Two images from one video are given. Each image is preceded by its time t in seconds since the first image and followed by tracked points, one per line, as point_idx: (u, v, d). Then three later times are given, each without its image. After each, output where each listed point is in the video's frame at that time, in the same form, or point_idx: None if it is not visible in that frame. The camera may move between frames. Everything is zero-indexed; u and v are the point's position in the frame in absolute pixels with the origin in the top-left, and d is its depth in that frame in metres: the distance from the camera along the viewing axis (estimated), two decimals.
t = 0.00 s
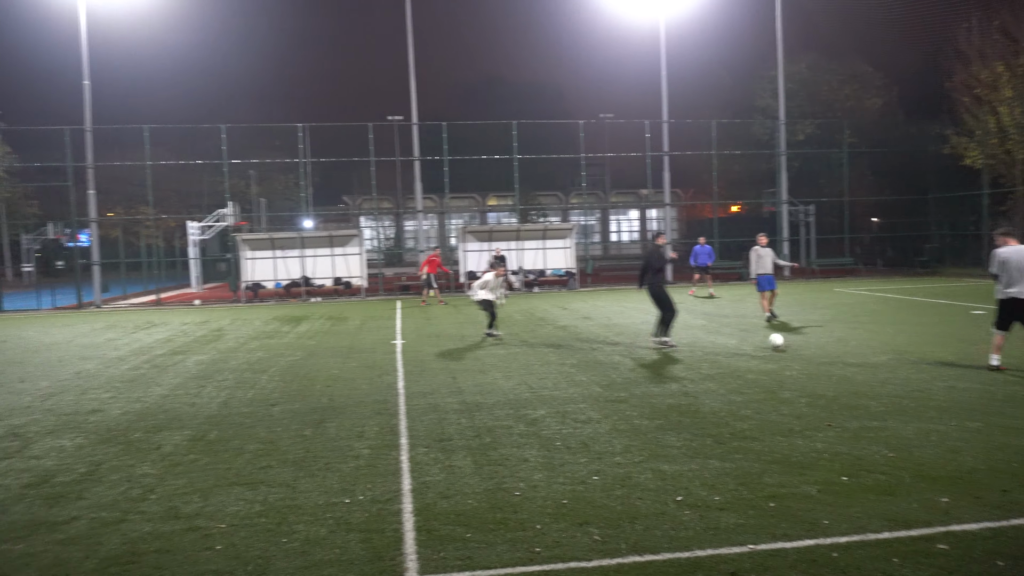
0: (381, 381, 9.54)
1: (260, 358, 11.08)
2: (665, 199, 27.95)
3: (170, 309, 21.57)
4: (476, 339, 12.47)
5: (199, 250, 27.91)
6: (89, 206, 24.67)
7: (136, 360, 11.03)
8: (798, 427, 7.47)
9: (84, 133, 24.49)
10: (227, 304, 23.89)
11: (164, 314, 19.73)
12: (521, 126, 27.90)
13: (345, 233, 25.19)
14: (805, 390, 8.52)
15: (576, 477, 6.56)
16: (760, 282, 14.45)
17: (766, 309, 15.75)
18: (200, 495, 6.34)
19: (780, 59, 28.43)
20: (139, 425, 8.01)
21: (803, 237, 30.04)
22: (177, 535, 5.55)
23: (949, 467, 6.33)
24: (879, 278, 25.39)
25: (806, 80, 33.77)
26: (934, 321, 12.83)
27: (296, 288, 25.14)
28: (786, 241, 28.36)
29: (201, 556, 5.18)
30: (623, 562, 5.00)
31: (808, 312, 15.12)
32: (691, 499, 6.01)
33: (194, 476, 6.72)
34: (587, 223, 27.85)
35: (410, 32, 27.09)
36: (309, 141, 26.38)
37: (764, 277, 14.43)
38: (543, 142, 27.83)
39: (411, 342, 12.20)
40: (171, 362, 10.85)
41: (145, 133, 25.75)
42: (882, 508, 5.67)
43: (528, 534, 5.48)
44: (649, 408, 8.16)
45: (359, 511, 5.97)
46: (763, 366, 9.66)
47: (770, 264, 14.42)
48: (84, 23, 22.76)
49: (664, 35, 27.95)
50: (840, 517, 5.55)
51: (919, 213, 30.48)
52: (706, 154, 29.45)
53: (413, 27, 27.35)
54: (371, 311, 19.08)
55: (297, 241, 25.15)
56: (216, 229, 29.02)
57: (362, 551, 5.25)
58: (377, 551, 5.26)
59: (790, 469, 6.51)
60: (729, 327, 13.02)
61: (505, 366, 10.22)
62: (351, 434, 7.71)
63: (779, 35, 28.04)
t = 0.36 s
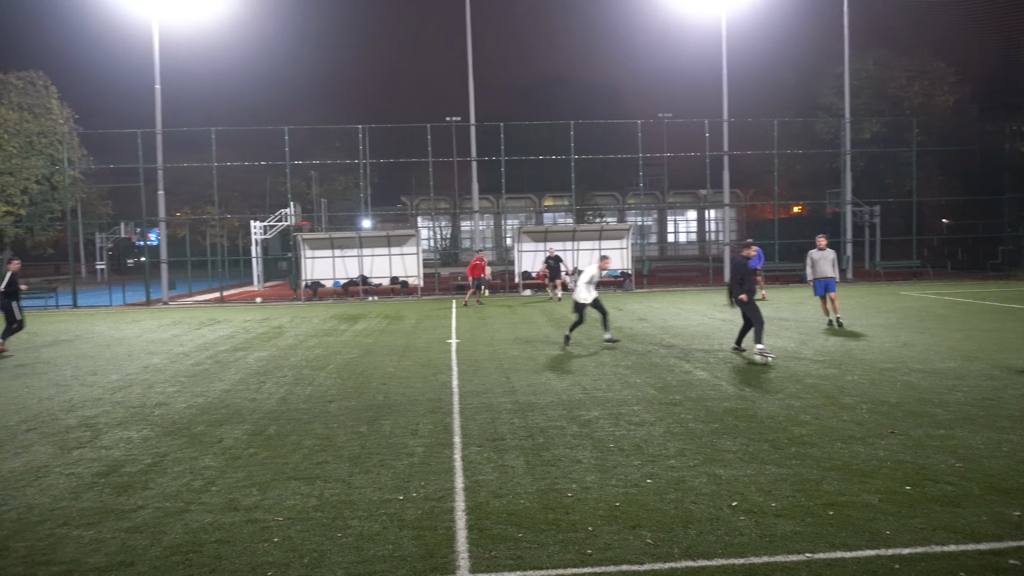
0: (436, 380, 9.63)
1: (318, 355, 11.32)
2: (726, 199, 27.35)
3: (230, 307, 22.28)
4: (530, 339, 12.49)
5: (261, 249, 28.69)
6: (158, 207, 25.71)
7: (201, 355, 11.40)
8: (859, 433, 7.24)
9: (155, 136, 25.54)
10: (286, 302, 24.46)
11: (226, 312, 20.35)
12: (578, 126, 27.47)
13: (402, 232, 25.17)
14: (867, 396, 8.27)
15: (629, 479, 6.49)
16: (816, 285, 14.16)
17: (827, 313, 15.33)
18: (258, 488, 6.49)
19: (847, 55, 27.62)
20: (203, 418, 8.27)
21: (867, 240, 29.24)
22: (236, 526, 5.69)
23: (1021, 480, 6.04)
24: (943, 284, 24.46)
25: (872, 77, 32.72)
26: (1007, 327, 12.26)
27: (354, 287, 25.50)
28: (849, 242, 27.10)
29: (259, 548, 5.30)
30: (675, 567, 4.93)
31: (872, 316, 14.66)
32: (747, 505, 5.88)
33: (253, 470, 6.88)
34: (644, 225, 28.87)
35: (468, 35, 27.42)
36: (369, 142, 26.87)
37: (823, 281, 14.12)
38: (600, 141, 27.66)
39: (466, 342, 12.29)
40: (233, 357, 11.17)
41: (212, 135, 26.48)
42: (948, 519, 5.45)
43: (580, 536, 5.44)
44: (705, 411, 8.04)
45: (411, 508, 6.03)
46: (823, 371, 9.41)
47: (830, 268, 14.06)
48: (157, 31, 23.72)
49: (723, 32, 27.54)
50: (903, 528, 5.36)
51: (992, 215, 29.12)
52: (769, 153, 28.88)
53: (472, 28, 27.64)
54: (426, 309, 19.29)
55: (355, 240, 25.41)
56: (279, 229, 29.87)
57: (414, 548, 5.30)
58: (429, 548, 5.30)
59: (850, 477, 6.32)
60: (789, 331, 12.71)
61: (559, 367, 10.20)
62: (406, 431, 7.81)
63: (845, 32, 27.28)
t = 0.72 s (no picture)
0: (444, 380, 9.64)
1: (326, 355, 11.35)
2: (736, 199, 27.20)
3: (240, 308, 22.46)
4: (539, 339, 12.49)
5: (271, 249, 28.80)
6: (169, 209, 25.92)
7: (211, 355, 11.46)
8: (869, 435, 7.20)
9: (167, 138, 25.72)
10: (295, 301, 24.52)
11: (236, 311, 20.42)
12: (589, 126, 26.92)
13: (411, 232, 25.06)
14: (877, 397, 8.23)
15: (636, 480, 6.47)
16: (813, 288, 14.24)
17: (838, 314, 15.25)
18: (266, 487, 6.51)
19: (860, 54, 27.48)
20: (212, 418, 8.31)
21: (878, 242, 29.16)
22: (244, 525, 5.71)
23: None
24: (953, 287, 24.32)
25: (886, 76, 32.57)
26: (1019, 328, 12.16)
27: (362, 286, 25.46)
28: (861, 244, 26.74)
29: (268, 547, 5.33)
30: (682, 567, 4.92)
31: (883, 317, 14.57)
32: (754, 506, 5.85)
33: (261, 469, 6.91)
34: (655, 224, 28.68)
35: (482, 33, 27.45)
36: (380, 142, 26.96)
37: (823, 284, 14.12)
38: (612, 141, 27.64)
39: (475, 342, 12.30)
40: (242, 357, 11.22)
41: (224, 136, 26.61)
42: (958, 521, 5.41)
43: (587, 536, 5.43)
44: (714, 412, 8.02)
45: (418, 507, 6.04)
46: (833, 372, 9.37)
47: (830, 270, 14.04)
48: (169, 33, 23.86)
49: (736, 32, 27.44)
50: (913, 530, 5.32)
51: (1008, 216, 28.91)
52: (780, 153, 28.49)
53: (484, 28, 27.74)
54: (435, 309, 19.29)
55: (364, 240, 25.31)
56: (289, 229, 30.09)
57: (421, 547, 5.29)
58: (436, 548, 5.29)
59: (860, 478, 6.28)
60: (797, 331, 12.66)
61: (567, 366, 10.20)
62: (413, 431, 7.82)
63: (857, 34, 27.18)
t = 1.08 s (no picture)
0: (446, 380, 9.65)
1: (328, 355, 11.35)
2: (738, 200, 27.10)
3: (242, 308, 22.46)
4: (541, 339, 12.50)
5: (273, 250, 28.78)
6: (171, 209, 25.93)
7: (213, 355, 11.47)
8: (871, 435, 7.21)
9: (169, 138, 25.73)
10: (297, 302, 24.54)
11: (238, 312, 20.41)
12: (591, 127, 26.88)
13: (413, 232, 25.01)
14: (879, 398, 8.23)
15: (638, 481, 6.47)
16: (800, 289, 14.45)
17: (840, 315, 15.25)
18: (268, 487, 6.51)
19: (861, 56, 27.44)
20: (214, 418, 8.31)
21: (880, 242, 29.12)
22: (246, 525, 5.71)
23: None
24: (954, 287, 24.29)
25: (887, 78, 32.57)
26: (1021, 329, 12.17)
27: (364, 286, 25.30)
28: (863, 244, 26.73)
29: (269, 547, 5.33)
30: (684, 568, 4.92)
31: (885, 318, 14.56)
32: (756, 507, 5.85)
33: (263, 470, 6.91)
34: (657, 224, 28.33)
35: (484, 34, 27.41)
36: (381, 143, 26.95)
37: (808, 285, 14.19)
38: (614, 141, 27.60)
39: (477, 342, 12.31)
40: (244, 357, 11.23)
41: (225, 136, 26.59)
42: (960, 523, 5.41)
43: (589, 537, 5.43)
44: (716, 412, 8.02)
45: (420, 508, 6.04)
46: (835, 372, 9.37)
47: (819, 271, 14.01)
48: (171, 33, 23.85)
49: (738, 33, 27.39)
50: (915, 531, 5.32)
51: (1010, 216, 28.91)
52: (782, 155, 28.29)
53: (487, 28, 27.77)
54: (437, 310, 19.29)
55: (366, 241, 25.31)
56: (291, 229, 30.12)
57: (423, 548, 5.29)
58: (438, 548, 5.29)
59: (862, 479, 6.28)
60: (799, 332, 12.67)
61: (569, 367, 10.21)
62: (415, 432, 7.82)
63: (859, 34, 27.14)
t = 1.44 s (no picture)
0: (449, 380, 9.66)
1: (331, 355, 11.38)
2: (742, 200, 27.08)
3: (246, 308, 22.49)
4: (544, 340, 12.52)
5: (277, 250, 28.83)
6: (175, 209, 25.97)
7: (217, 355, 11.49)
8: (875, 436, 7.19)
9: (173, 139, 25.78)
10: (300, 302, 24.55)
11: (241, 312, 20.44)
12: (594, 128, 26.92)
13: (417, 232, 24.98)
14: (883, 399, 8.21)
15: (642, 481, 6.47)
16: (791, 290, 14.94)
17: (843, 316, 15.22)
18: (272, 488, 6.52)
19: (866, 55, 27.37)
20: (218, 418, 8.33)
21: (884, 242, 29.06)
22: (250, 525, 5.72)
23: None
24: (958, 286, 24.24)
25: (891, 78, 32.52)
26: None
27: (367, 287, 25.41)
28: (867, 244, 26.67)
29: (272, 547, 5.33)
30: (688, 569, 4.91)
31: (889, 318, 14.54)
32: (760, 508, 5.85)
33: (267, 470, 6.92)
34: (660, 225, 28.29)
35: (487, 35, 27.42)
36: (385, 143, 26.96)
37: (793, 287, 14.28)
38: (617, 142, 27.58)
39: (480, 343, 12.32)
40: (248, 358, 11.25)
41: (229, 136, 26.62)
42: (965, 524, 5.39)
43: (593, 537, 5.43)
44: (719, 413, 8.02)
45: (423, 508, 6.04)
46: (839, 373, 9.36)
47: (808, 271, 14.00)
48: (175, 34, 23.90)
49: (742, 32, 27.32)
50: (919, 532, 5.31)
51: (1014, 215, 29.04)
52: (786, 154, 28.18)
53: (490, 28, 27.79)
54: (440, 310, 19.30)
55: (370, 241, 25.32)
56: (294, 229, 30.19)
57: (427, 549, 5.29)
58: (442, 549, 5.29)
59: (866, 480, 6.27)
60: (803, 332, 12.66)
61: (572, 367, 10.21)
62: (419, 432, 7.82)
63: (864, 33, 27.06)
